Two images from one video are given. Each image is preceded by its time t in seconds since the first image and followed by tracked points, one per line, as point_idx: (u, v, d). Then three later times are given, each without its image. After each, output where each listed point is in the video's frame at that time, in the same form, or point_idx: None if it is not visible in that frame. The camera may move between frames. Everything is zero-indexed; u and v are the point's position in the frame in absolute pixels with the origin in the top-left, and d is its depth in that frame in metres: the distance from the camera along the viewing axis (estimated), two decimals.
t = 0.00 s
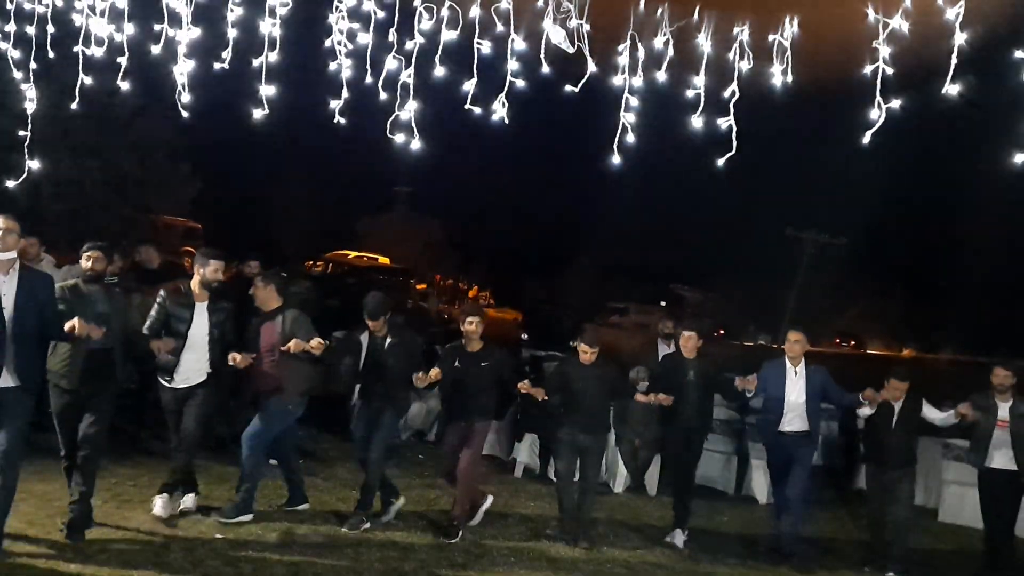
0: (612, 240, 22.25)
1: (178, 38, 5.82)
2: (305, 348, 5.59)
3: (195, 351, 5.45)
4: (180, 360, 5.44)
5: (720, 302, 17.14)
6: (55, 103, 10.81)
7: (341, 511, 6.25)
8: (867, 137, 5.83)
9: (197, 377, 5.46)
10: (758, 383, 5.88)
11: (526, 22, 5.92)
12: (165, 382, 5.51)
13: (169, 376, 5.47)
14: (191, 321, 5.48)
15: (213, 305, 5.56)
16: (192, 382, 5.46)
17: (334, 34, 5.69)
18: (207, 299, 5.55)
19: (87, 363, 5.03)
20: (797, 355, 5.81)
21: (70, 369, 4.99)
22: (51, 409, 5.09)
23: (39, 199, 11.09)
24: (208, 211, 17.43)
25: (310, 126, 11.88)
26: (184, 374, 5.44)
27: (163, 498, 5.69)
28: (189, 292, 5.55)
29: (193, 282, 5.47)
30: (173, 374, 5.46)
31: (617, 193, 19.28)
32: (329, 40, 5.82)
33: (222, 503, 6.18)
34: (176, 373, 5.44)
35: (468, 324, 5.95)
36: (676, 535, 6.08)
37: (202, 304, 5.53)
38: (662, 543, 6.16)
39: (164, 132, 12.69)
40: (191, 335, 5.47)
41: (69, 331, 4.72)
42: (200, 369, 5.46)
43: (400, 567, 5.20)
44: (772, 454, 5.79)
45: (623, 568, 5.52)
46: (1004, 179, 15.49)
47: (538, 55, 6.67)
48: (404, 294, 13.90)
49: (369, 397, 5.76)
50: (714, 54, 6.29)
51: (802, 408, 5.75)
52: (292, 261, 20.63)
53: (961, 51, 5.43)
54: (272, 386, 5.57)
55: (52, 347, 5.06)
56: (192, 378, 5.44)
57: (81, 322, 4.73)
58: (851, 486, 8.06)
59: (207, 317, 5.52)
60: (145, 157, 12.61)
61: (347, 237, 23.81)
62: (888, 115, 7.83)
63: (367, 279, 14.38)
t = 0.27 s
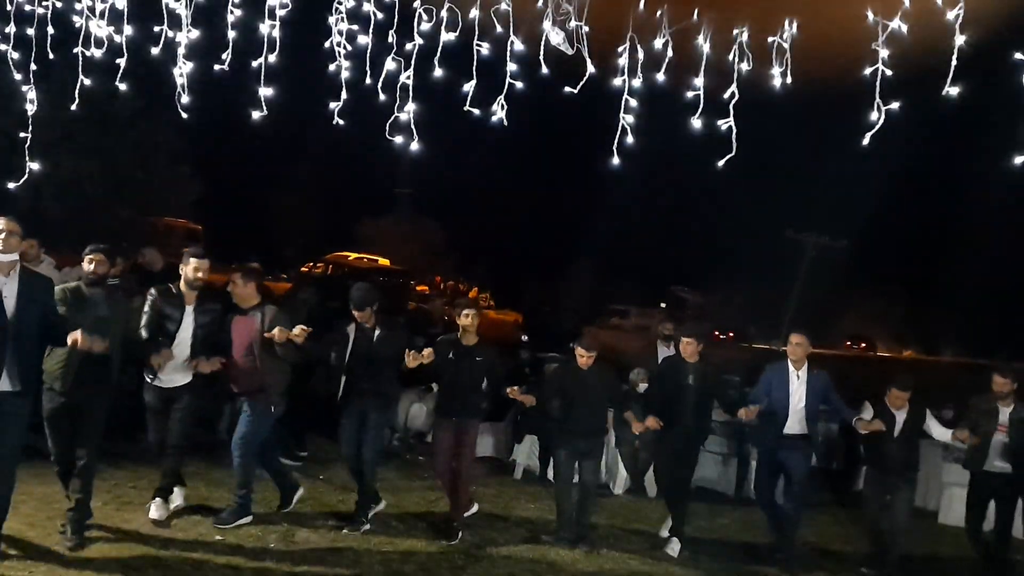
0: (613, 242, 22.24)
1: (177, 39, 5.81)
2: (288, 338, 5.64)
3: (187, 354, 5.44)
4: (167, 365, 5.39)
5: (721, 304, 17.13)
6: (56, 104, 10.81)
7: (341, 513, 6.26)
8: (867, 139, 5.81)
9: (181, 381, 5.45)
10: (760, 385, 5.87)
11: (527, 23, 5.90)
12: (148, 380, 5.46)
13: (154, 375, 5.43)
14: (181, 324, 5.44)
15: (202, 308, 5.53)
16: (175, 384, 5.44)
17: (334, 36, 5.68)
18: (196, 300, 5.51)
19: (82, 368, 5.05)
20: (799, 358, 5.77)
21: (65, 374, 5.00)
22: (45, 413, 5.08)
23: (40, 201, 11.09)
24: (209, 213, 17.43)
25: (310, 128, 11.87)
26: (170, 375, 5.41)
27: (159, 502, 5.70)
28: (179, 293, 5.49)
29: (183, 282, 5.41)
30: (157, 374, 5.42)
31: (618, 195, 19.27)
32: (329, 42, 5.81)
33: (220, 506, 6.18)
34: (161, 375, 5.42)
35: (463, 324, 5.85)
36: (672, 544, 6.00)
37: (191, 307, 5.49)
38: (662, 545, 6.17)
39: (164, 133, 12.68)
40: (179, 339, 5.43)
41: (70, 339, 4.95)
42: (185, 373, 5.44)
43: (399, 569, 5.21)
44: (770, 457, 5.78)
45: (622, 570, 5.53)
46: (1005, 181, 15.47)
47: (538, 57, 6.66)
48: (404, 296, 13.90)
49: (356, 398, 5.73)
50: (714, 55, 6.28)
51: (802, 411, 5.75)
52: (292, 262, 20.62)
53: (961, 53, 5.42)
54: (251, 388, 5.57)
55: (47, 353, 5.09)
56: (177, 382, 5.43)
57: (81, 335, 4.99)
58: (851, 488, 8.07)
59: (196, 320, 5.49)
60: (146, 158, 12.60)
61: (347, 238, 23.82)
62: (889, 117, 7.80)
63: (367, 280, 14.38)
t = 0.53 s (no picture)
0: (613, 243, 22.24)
1: (177, 40, 5.81)
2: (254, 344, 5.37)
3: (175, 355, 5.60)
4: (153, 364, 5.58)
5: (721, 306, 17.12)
6: (56, 106, 10.80)
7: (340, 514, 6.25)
8: (867, 139, 5.80)
9: (169, 380, 5.65)
10: (759, 383, 5.87)
11: (526, 24, 5.91)
12: (136, 379, 5.65)
13: (142, 374, 5.61)
14: (167, 322, 5.58)
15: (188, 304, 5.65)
16: (163, 383, 5.65)
17: (334, 37, 5.69)
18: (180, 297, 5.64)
19: (82, 370, 4.95)
20: (797, 356, 5.79)
21: (65, 377, 4.88)
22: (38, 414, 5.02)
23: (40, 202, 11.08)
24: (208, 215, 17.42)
25: (310, 129, 11.87)
26: (157, 374, 5.61)
27: (158, 503, 5.70)
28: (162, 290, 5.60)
29: (167, 280, 5.49)
30: (145, 373, 5.61)
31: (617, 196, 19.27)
32: (329, 43, 5.81)
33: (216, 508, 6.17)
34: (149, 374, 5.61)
35: (451, 322, 5.79)
36: (673, 547, 5.96)
37: (174, 305, 5.62)
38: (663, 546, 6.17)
39: (164, 135, 12.68)
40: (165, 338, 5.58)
41: (63, 332, 4.66)
42: (172, 372, 5.63)
43: (400, 571, 5.20)
44: (768, 455, 5.78)
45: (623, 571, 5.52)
46: (1005, 182, 15.47)
47: (537, 58, 6.69)
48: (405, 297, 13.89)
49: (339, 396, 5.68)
50: (714, 56, 6.27)
51: (802, 409, 5.74)
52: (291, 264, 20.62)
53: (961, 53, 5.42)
54: (236, 382, 5.43)
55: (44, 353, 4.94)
56: (164, 381, 5.64)
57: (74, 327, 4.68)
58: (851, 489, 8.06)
59: (181, 318, 5.62)
60: (146, 160, 12.59)
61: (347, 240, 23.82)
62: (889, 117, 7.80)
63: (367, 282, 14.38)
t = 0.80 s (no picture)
0: (613, 244, 22.25)
1: (178, 41, 5.83)
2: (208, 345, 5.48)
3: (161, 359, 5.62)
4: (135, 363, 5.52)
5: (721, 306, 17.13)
6: (56, 106, 10.81)
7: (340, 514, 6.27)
8: (866, 140, 5.82)
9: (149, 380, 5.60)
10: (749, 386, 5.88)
11: (526, 24, 5.93)
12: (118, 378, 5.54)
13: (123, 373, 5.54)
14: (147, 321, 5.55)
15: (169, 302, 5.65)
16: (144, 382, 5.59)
17: (335, 38, 5.71)
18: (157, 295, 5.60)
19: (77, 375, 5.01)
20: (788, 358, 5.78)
21: (58, 382, 4.97)
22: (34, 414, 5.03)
23: (40, 203, 11.10)
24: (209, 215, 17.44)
25: (310, 130, 11.88)
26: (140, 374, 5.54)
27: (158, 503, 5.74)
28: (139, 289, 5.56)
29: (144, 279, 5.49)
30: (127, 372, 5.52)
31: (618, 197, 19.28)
32: (330, 44, 5.83)
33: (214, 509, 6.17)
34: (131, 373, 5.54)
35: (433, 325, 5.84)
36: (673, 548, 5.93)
37: (153, 303, 5.58)
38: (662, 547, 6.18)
39: (164, 136, 12.70)
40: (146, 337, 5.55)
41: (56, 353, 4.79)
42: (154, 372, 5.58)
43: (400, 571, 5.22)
44: (758, 456, 5.79)
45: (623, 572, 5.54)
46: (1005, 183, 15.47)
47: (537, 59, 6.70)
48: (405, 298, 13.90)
49: (310, 395, 5.64)
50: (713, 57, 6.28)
51: (793, 409, 5.75)
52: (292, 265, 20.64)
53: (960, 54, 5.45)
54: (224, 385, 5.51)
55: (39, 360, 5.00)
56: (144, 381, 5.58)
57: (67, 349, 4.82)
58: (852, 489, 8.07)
59: (162, 317, 5.61)
60: (146, 161, 12.61)
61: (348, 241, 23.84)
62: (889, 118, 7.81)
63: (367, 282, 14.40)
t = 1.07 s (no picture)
0: (614, 244, 22.24)
1: (178, 41, 5.84)
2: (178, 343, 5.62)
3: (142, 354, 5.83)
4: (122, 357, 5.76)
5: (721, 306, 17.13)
6: (55, 106, 10.82)
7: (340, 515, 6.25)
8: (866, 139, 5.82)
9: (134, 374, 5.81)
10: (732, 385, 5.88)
11: (526, 25, 5.92)
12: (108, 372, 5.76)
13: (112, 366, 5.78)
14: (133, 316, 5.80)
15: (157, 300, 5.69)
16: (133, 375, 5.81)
17: (336, 38, 5.71)
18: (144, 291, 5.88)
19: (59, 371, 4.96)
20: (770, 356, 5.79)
21: (40, 378, 4.93)
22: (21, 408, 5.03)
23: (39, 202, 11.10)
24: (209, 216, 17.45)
25: (310, 130, 11.88)
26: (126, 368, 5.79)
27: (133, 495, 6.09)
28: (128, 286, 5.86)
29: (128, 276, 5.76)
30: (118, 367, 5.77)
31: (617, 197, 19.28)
32: (330, 44, 5.83)
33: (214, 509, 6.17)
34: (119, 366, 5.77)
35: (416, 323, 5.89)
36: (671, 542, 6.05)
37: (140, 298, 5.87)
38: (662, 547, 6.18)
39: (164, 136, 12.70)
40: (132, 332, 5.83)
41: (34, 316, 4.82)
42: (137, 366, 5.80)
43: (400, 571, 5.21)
44: (742, 454, 5.79)
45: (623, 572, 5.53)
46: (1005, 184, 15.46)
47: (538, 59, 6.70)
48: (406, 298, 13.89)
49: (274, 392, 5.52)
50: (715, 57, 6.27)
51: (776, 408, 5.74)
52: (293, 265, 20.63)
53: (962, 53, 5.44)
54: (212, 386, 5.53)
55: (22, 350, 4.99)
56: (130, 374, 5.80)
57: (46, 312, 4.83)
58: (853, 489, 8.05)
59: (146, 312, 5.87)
60: (146, 161, 12.62)
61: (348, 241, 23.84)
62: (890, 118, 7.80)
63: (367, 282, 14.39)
